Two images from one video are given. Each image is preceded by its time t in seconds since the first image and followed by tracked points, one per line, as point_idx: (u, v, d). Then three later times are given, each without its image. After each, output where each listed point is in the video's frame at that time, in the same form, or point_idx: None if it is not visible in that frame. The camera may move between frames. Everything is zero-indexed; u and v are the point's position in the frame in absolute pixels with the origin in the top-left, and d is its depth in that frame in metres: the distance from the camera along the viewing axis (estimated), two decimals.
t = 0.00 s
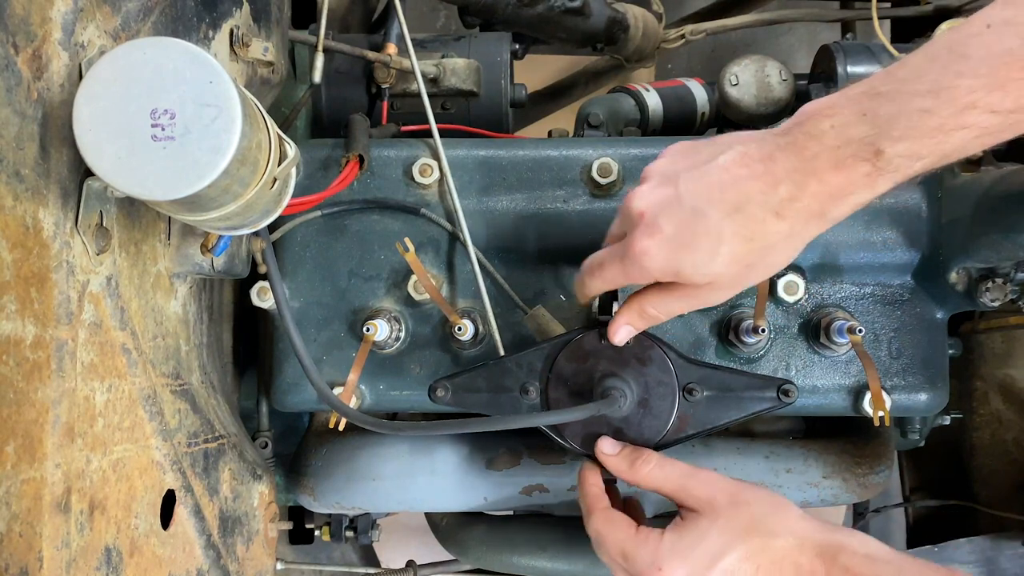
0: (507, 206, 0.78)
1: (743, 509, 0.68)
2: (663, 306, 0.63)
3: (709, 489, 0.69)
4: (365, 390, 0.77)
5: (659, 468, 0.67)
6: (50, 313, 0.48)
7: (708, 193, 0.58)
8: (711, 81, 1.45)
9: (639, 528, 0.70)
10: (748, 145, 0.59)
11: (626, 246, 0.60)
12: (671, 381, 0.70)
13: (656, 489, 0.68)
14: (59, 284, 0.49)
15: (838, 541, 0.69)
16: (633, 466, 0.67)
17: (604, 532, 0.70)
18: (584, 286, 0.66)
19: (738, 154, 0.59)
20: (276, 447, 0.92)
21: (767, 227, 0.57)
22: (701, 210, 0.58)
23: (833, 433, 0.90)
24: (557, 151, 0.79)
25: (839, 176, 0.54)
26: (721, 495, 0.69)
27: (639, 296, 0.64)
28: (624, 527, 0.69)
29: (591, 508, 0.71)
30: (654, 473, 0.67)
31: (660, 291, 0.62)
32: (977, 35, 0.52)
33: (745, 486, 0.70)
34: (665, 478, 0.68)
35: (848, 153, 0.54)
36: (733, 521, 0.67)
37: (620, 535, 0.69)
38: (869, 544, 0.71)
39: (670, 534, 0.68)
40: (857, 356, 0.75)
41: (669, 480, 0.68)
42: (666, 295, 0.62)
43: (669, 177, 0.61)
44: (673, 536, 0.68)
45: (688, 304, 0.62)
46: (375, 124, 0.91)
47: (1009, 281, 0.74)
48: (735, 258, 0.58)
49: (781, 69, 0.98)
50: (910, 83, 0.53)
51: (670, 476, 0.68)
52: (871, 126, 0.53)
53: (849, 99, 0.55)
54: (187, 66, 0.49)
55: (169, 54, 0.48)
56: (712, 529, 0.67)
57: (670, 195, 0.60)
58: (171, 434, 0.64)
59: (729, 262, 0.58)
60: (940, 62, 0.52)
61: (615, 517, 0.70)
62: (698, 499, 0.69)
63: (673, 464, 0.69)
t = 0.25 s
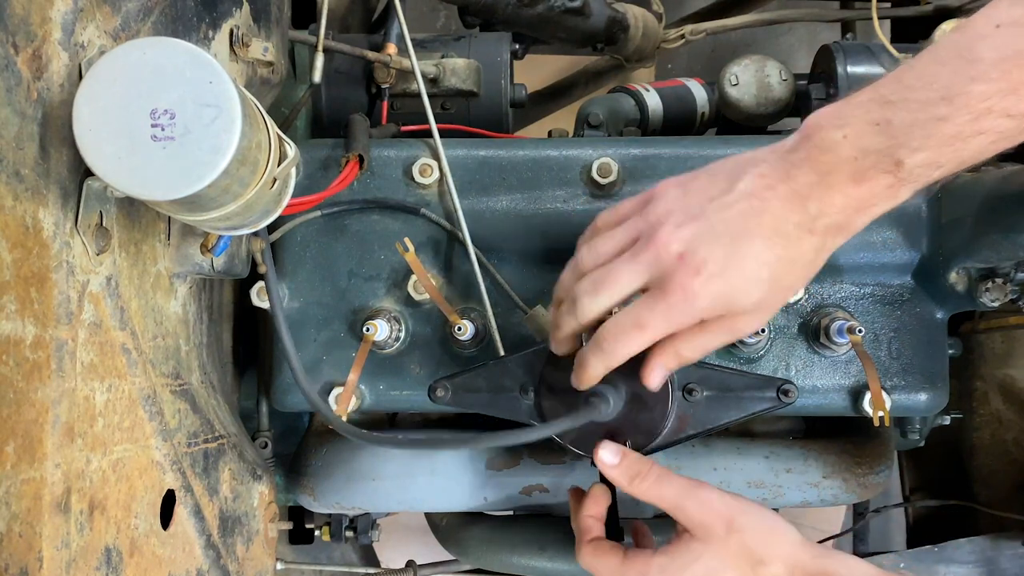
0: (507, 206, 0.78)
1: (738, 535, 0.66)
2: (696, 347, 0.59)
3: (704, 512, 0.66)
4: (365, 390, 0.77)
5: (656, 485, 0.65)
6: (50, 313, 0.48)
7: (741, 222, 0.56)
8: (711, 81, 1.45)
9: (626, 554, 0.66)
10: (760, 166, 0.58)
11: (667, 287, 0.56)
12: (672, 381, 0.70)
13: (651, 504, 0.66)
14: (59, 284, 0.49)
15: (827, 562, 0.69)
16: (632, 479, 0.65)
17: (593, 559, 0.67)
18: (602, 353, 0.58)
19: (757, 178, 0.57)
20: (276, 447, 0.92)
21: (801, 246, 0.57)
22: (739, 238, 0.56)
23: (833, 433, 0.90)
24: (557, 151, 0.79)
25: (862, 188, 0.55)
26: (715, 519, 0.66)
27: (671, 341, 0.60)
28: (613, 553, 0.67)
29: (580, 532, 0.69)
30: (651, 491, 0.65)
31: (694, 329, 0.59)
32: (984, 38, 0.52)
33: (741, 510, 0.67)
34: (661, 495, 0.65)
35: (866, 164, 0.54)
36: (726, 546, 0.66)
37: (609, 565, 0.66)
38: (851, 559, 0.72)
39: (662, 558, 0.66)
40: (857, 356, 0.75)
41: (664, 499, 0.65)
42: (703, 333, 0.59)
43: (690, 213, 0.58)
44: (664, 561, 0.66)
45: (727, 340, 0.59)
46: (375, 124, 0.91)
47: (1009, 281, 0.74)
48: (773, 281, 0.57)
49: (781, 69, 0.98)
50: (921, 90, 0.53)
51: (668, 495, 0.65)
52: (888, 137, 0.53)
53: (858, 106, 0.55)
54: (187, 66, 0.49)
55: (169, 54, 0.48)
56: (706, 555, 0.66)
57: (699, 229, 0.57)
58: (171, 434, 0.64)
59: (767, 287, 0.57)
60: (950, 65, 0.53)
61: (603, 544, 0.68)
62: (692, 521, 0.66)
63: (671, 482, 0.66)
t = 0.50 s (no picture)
0: (507, 206, 0.78)
1: (752, 530, 0.68)
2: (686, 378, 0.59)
3: (719, 513, 0.68)
4: (365, 390, 0.77)
5: (666, 495, 0.68)
6: (50, 313, 0.48)
7: (726, 257, 0.56)
8: (710, 81, 1.45)
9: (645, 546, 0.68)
10: (749, 204, 0.58)
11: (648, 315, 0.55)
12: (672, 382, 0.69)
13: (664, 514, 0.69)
14: (59, 283, 0.49)
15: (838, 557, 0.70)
16: (642, 493, 0.68)
17: (608, 554, 0.68)
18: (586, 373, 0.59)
19: (746, 214, 0.57)
20: (276, 447, 0.92)
21: (787, 283, 0.56)
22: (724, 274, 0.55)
23: (832, 433, 0.90)
24: (557, 151, 0.79)
25: (847, 226, 0.54)
26: (730, 518, 0.68)
27: (666, 378, 0.60)
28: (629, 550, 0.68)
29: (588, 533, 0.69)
30: (662, 504, 0.68)
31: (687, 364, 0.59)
32: (965, 76, 0.50)
33: (753, 504, 0.69)
34: (672, 504, 0.68)
35: (853, 202, 0.53)
36: (743, 541, 0.67)
37: (626, 556, 0.68)
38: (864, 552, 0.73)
39: (681, 554, 0.67)
40: (857, 356, 0.75)
41: (676, 508, 0.68)
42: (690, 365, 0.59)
43: (678, 243, 0.57)
44: (683, 555, 0.67)
45: (714, 375, 0.59)
46: (375, 124, 0.91)
47: (1009, 281, 0.74)
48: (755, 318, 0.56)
49: (781, 69, 0.98)
50: (904, 129, 0.52)
51: (679, 500, 0.68)
52: (874, 175, 0.52)
53: (844, 145, 0.54)
54: (187, 66, 0.49)
55: (170, 55, 0.48)
56: (724, 550, 0.67)
57: (687, 259, 0.56)
58: (171, 434, 0.64)
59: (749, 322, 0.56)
60: (933, 103, 0.51)
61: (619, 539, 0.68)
62: (708, 524, 0.68)
63: (681, 488, 0.68)
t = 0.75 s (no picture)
0: (507, 206, 0.78)
1: (771, 499, 0.61)
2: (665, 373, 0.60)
3: (738, 476, 0.62)
4: (365, 390, 0.77)
5: (678, 455, 0.64)
6: (50, 313, 0.48)
7: (715, 254, 0.56)
8: (710, 81, 1.45)
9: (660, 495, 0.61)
10: (739, 206, 0.59)
11: (633, 309, 0.56)
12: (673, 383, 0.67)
13: (674, 478, 0.64)
14: (59, 283, 0.49)
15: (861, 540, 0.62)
16: (651, 453, 0.65)
17: (619, 489, 0.62)
18: (569, 375, 0.60)
19: (736, 215, 0.58)
20: (275, 447, 0.92)
21: (774, 282, 0.56)
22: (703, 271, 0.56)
23: (832, 433, 0.90)
24: (557, 151, 0.79)
25: (835, 227, 0.55)
26: (748, 483, 0.62)
27: (640, 372, 0.61)
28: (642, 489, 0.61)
29: (599, 468, 0.63)
30: (674, 462, 0.64)
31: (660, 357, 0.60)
32: (954, 81, 0.50)
33: (773, 474, 0.63)
34: (685, 464, 0.64)
35: (841, 204, 0.54)
36: (761, 507, 0.61)
37: (638, 497, 0.61)
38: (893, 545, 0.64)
39: (695, 508, 0.60)
40: (857, 356, 0.75)
41: (689, 468, 0.64)
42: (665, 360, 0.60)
43: (668, 239, 0.58)
44: (699, 512, 0.60)
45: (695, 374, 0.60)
46: (375, 124, 0.91)
47: (1009, 282, 0.75)
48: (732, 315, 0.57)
49: (781, 69, 0.98)
50: (892, 132, 0.52)
51: (693, 463, 0.64)
52: (862, 176, 0.53)
53: (835, 150, 0.55)
54: (187, 66, 0.49)
55: (170, 54, 0.48)
56: (740, 512, 0.60)
57: (675, 254, 0.57)
58: (171, 434, 0.64)
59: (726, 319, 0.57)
60: (920, 107, 0.51)
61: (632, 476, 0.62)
62: (725, 487, 0.62)
63: (696, 450, 0.64)
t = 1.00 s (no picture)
0: (507, 206, 0.78)
1: (848, 484, 0.58)
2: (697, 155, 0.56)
3: (816, 454, 0.59)
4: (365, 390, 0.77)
5: (759, 418, 0.60)
6: (49, 313, 0.48)
7: (737, 131, 0.55)
8: (710, 81, 1.45)
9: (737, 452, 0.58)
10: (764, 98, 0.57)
11: (656, 183, 0.56)
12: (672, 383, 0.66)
13: (747, 442, 0.61)
14: (58, 284, 0.49)
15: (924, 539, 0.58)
16: (729, 410, 0.61)
17: (691, 435, 0.58)
18: (584, 258, 0.60)
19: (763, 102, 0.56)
20: (276, 447, 0.92)
21: (806, 170, 0.54)
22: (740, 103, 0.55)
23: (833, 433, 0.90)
24: (557, 151, 0.79)
25: (873, 109, 0.52)
26: (826, 462, 0.59)
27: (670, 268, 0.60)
28: (716, 441, 0.57)
29: (670, 408, 0.59)
30: (751, 425, 0.60)
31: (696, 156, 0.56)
32: None
33: (853, 462, 0.60)
34: (764, 429, 0.60)
35: (879, 85, 0.52)
36: (837, 488, 0.57)
37: (711, 447, 0.57)
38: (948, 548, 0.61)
39: (769, 471, 0.57)
40: (857, 356, 0.75)
41: (767, 435, 0.60)
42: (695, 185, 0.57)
43: (695, 126, 0.57)
44: (773, 478, 0.57)
45: (737, 268, 0.56)
46: (375, 124, 0.91)
47: (1009, 281, 0.75)
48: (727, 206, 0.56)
49: (781, 69, 0.98)
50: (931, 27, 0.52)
51: (773, 431, 0.60)
52: (898, 67, 0.52)
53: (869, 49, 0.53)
54: (187, 66, 0.49)
55: (169, 54, 0.48)
56: (817, 487, 0.57)
57: (695, 135, 0.56)
58: (171, 434, 0.64)
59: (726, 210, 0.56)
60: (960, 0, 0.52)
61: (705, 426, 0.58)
62: (801, 461, 0.59)
63: (775, 417, 0.61)
